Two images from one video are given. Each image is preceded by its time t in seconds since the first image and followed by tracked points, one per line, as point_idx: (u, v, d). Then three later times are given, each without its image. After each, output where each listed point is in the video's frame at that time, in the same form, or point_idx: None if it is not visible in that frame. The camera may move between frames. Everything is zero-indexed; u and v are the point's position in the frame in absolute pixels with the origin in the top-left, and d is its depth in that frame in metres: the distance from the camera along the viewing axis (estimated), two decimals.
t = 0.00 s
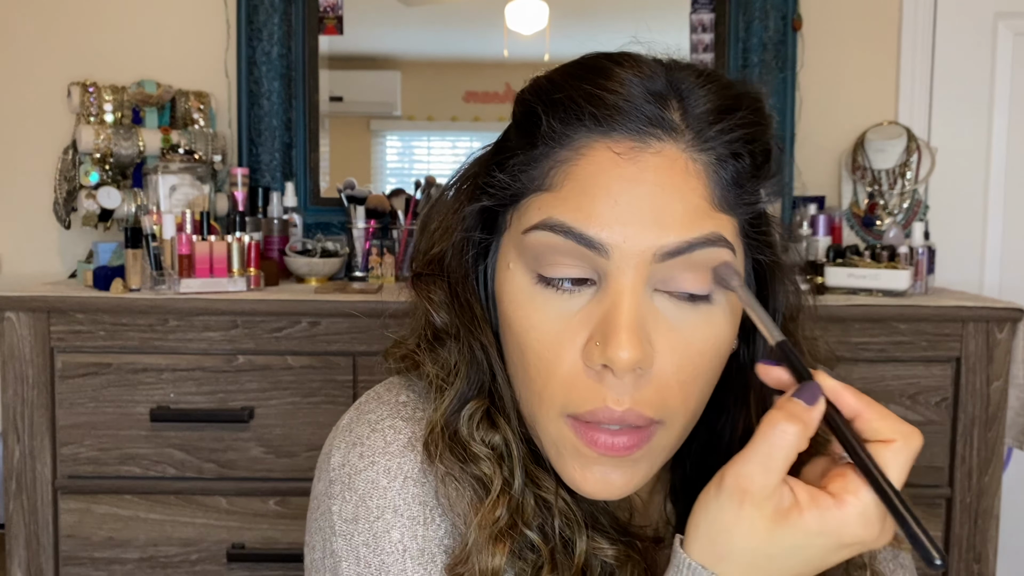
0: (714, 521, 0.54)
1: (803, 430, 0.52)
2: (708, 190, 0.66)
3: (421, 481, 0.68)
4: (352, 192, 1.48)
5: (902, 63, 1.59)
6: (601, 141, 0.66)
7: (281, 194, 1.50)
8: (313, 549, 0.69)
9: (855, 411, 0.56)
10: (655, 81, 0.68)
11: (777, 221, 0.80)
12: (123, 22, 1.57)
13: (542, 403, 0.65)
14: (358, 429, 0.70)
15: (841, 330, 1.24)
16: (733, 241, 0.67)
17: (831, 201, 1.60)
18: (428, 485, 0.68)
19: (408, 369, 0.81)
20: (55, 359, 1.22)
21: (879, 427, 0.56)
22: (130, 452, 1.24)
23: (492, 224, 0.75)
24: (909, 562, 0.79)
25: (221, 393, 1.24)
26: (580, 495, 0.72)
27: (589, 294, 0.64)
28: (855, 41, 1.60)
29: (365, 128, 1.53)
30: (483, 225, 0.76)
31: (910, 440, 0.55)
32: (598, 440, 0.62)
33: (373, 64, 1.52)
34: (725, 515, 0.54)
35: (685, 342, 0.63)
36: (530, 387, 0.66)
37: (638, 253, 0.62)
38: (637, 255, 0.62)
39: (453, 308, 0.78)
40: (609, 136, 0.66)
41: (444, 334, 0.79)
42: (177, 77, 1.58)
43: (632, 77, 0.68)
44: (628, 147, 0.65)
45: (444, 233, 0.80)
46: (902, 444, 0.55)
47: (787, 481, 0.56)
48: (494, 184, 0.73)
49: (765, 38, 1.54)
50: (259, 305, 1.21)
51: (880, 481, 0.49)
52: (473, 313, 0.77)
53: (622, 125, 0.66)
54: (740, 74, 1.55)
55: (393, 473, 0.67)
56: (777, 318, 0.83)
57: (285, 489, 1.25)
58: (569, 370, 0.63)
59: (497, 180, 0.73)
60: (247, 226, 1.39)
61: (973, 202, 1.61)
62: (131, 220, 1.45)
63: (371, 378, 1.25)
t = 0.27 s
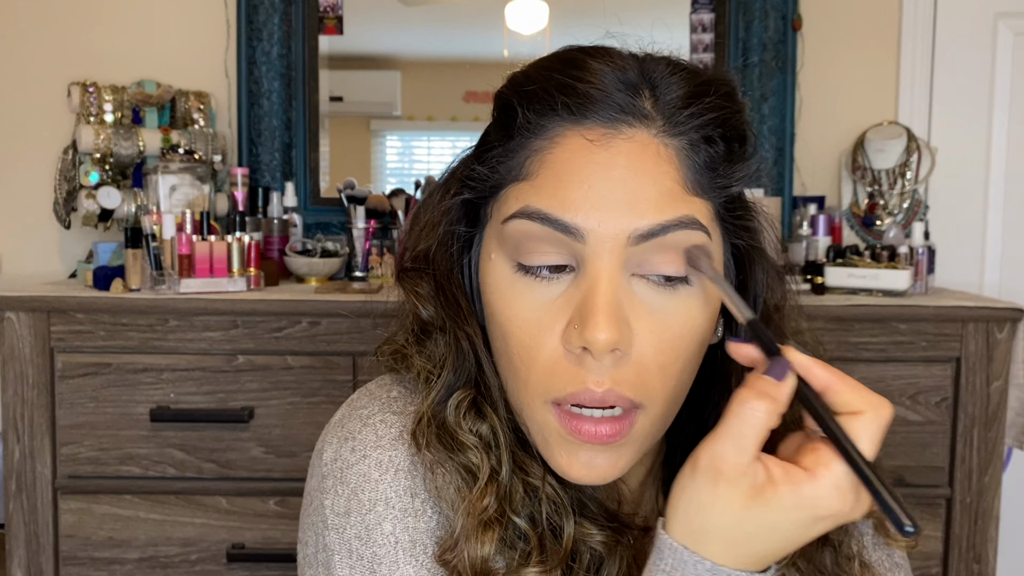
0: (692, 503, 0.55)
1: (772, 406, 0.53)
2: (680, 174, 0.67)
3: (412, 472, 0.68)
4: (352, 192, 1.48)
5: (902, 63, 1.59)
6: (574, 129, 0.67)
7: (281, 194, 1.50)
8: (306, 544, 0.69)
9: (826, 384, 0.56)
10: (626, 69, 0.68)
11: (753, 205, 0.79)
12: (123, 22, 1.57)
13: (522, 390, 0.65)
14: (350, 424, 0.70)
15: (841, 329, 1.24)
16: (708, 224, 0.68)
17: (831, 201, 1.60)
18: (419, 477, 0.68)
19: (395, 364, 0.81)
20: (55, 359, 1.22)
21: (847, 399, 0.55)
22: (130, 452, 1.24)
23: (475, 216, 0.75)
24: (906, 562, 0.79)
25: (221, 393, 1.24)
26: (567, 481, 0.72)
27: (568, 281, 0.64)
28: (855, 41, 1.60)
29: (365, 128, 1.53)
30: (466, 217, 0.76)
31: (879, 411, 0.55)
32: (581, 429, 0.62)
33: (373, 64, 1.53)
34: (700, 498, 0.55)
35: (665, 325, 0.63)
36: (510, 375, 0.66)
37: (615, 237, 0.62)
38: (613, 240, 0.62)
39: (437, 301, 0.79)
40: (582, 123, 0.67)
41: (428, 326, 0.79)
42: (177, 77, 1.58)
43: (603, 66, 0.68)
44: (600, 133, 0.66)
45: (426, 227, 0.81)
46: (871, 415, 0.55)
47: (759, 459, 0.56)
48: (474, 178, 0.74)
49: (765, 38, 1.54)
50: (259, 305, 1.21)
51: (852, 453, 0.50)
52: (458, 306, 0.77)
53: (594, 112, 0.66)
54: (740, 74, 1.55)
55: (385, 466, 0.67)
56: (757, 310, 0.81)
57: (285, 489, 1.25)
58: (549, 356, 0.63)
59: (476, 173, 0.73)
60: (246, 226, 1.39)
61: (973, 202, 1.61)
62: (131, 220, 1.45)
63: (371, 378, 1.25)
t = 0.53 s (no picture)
0: (693, 503, 0.55)
1: (766, 406, 0.52)
2: (680, 173, 0.67)
3: (417, 471, 0.68)
4: (352, 192, 1.48)
5: (902, 63, 1.59)
6: (574, 129, 0.67)
7: (281, 194, 1.50)
8: (311, 542, 0.69)
9: (820, 380, 0.56)
10: (625, 69, 0.68)
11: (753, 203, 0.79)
12: (123, 23, 1.57)
13: (523, 390, 0.65)
14: (357, 422, 0.70)
15: (841, 329, 1.24)
16: (709, 222, 0.68)
17: (831, 201, 1.60)
18: (425, 475, 0.68)
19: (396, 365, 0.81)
20: (55, 359, 1.22)
21: (843, 395, 0.56)
22: (130, 452, 1.24)
23: (474, 218, 0.76)
24: (904, 562, 0.79)
25: (221, 393, 1.24)
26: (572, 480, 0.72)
27: (569, 281, 0.64)
28: (855, 41, 1.60)
29: (365, 128, 1.53)
30: (466, 220, 0.77)
31: (874, 406, 0.55)
32: (584, 424, 0.62)
33: (373, 64, 1.52)
34: (700, 499, 0.54)
35: (666, 324, 0.63)
36: (511, 375, 0.66)
37: (616, 236, 0.63)
38: (614, 239, 0.63)
39: (437, 301, 0.79)
40: (582, 124, 0.67)
41: (427, 326, 0.79)
42: (177, 78, 1.58)
43: (602, 66, 0.68)
44: (600, 134, 0.66)
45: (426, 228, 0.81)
46: (866, 410, 0.55)
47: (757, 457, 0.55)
48: (473, 179, 0.74)
49: (765, 38, 1.54)
50: (259, 305, 1.21)
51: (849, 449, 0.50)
52: (459, 306, 0.78)
53: (594, 113, 0.67)
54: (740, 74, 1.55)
55: (391, 463, 0.67)
56: (757, 309, 0.81)
57: (285, 489, 1.25)
58: (551, 356, 0.63)
59: (475, 174, 0.74)
60: (246, 226, 1.39)
61: (973, 201, 1.61)
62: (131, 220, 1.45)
63: (371, 378, 1.25)
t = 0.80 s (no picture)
0: (704, 524, 0.55)
1: (774, 425, 0.53)
2: (687, 180, 0.67)
3: (423, 481, 0.69)
4: (352, 192, 1.48)
5: (902, 63, 1.59)
6: (580, 137, 0.67)
7: (281, 194, 1.50)
8: (318, 551, 0.69)
9: (826, 395, 0.57)
10: (629, 75, 0.68)
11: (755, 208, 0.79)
12: (123, 23, 1.57)
13: (530, 400, 0.65)
14: (361, 431, 0.71)
15: (841, 329, 1.24)
16: (715, 228, 0.68)
17: (831, 201, 1.60)
18: (431, 485, 0.69)
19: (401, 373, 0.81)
20: (55, 359, 1.22)
21: (851, 411, 0.57)
22: (130, 452, 1.24)
23: (476, 225, 0.75)
24: (907, 562, 0.79)
25: (221, 393, 1.24)
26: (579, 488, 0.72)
27: (576, 290, 0.64)
28: (855, 41, 1.60)
29: (365, 128, 1.53)
30: (467, 226, 0.76)
31: (879, 420, 0.57)
32: (591, 436, 0.62)
33: (373, 64, 1.53)
34: (711, 517, 0.55)
35: (672, 332, 0.64)
36: (517, 385, 0.66)
37: (623, 245, 0.63)
38: (621, 248, 0.62)
39: (439, 308, 0.79)
40: (588, 132, 0.67)
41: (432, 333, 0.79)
42: (177, 78, 1.58)
43: (605, 73, 0.68)
44: (606, 142, 0.66)
45: (427, 234, 0.81)
46: (872, 426, 0.56)
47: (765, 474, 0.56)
48: (475, 186, 0.73)
49: (765, 38, 1.54)
50: (259, 305, 1.21)
51: (857, 465, 0.50)
52: (462, 313, 0.77)
53: (600, 121, 0.66)
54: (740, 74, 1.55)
55: (398, 474, 0.68)
56: (760, 313, 0.81)
57: (285, 489, 1.25)
58: (558, 367, 0.63)
59: (477, 182, 0.73)
60: (246, 226, 1.39)
61: (973, 201, 1.61)
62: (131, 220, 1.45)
63: (371, 378, 1.25)
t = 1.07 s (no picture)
0: (711, 541, 0.55)
1: (786, 445, 0.53)
2: (699, 191, 0.67)
3: (422, 485, 0.69)
4: (352, 192, 1.49)
5: (902, 63, 1.59)
6: (591, 144, 0.67)
7: (281, 195, 1.50)
8: (313, 553, 0.69)
9: (840, 417, 0.56)
10: (643, 81, 0.68)
11: (767, 217, 0.79)
12: (123, 23, 1.57)
13: (536, 407, 0.65)
14: (361, 433, 0.71)
15: (841, 329, 1.24)
16: (727, 238, 0.68)
17: (831, 201, 1.60)
18: (430, 490, 0.69)
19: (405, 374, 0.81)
20: (56, 359, 1.22)
21: (864, 432, 0.56)
22: (130, 452, 1.24)
23: (483, 227, 0.75)
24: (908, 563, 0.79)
25: (221, 392, 1.24)
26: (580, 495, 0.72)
27: (583, 298, 0.64)
28: (855, 41, 1.60)
29: (365, 128, 1.53)
30: (474, 228, 0.76)
31: (894, 443, 0.56)
32: (596, 444, 0.62)
33: (373, 64, 1.53)
34: (718, 535, 0.55)
35: (680, 342, 0.64)
36: (524, 391, 0.66)
37: (633, 254, 0.62)
38: (631, 257, 0.62)
39: (444, 310, 0.79)
40: (600, 139, 0.67)
41: (435, 335, 0.79)
42: (177, 78, 1.58)
43: (620, 79, 0.68)
44: (618, 150, 0.66)
45: (434, 235, 0.81)
46: (887, 448, 0.56)
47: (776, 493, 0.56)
48: (484, 189, 0.74)
49: (765, 38, 1.54)
50: (259, 305, 1.21)
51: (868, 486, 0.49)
52: (466, 315, 0.77)
53: (613, 128, 0.66)
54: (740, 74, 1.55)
55: (396, 478, 0.68)
56: (768, 320, 0.82)
57: (284, 489, 1.25)
58: (564, 374, 0.63)
59: (486, 185, 0.73)
60: (246, 226, 1.39)
61: (973, 201, 1.61)
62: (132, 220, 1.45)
63: (371, 378, 1.25)
